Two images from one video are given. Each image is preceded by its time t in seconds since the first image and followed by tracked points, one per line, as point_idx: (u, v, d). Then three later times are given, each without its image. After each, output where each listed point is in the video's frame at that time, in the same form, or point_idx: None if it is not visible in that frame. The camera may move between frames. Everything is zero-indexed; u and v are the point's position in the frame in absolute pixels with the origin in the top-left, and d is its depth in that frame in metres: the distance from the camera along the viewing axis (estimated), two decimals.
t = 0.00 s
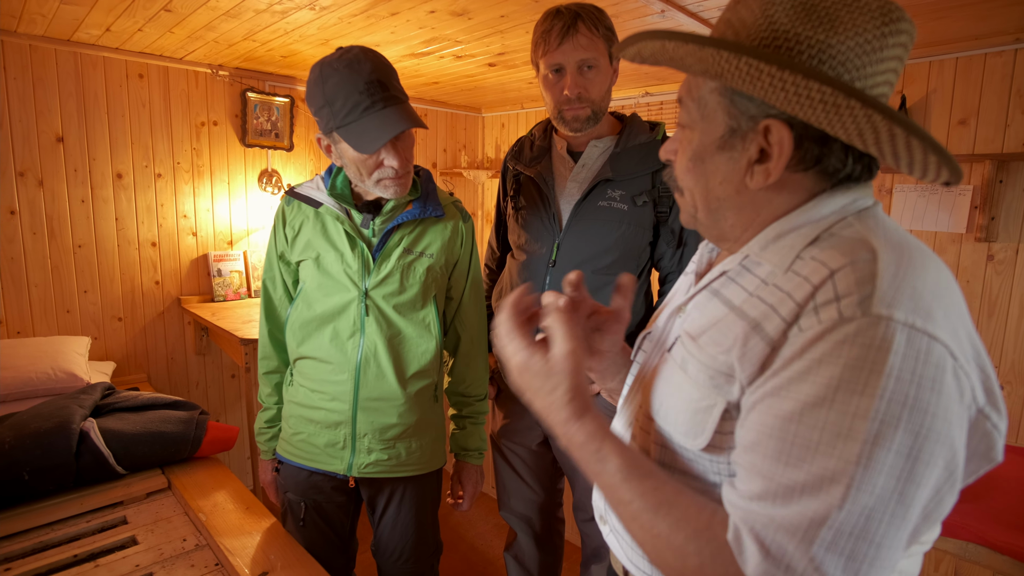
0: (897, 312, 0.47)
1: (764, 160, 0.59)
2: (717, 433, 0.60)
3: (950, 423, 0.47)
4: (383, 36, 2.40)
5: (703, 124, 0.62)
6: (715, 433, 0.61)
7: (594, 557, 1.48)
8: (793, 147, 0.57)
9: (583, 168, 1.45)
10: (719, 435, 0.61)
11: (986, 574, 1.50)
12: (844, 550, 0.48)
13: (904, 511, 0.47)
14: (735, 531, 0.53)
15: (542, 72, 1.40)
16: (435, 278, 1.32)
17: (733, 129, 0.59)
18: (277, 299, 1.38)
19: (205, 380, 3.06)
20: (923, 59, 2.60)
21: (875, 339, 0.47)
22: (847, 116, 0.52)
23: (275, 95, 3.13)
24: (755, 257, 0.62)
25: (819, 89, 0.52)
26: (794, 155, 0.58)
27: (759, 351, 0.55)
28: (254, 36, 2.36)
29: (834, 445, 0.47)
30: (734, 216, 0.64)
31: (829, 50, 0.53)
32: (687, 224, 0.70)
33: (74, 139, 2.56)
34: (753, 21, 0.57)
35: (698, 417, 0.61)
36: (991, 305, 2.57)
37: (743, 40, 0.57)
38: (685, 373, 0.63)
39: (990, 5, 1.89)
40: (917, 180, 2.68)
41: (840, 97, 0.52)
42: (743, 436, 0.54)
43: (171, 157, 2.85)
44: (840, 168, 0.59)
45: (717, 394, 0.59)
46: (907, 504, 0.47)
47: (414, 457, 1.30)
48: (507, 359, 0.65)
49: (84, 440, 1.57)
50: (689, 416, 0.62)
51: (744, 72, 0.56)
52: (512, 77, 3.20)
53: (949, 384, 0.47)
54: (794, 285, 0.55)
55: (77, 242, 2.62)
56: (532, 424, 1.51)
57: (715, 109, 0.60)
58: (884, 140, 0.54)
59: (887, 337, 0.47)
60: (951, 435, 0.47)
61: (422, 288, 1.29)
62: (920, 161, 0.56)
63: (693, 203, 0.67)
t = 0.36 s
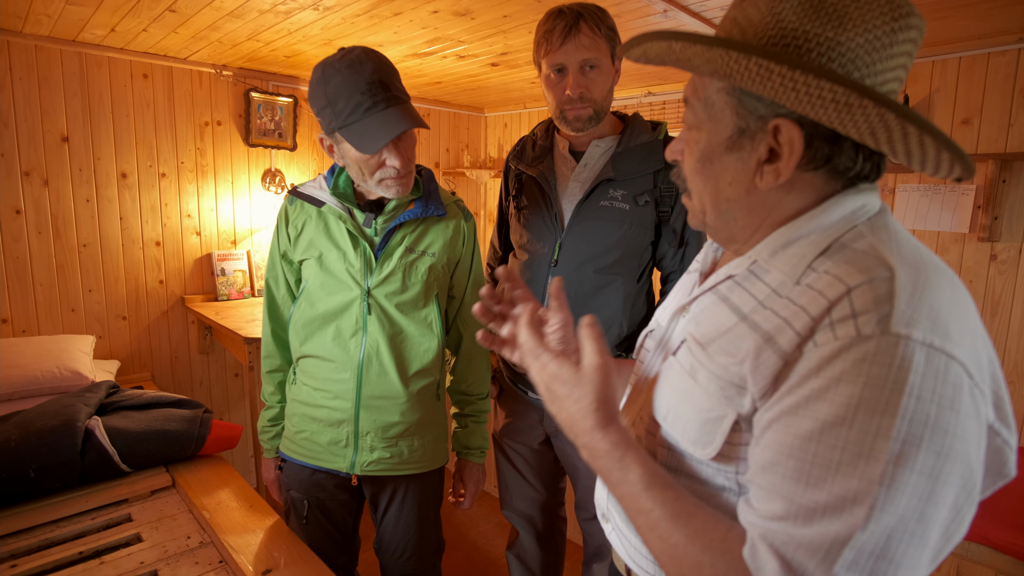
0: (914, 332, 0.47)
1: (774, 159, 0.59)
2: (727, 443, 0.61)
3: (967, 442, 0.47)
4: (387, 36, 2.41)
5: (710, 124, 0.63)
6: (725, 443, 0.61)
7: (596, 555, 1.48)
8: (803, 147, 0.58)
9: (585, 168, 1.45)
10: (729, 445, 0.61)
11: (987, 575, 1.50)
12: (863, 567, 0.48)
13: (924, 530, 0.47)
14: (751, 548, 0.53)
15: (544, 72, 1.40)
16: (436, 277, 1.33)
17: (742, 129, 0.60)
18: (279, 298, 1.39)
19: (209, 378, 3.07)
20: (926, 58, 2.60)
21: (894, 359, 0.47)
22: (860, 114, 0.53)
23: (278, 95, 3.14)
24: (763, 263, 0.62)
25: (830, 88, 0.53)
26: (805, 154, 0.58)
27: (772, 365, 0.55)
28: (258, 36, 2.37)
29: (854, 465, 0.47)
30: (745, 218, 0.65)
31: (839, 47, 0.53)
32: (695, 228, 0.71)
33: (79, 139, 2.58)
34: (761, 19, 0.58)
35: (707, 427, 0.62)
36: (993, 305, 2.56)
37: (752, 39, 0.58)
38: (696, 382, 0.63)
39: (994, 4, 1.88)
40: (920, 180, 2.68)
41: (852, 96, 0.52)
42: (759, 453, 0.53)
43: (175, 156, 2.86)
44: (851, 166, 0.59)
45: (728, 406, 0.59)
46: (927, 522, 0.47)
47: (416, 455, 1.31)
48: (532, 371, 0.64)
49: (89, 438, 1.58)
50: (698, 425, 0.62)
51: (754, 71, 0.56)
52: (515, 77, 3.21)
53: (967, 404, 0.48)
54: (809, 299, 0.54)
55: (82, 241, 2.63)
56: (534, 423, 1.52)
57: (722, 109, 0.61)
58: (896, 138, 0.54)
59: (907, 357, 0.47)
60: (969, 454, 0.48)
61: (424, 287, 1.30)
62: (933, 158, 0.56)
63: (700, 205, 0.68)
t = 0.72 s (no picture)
0: (897, 307, 0.49)
1: (751, 168, 0.60)
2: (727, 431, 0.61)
3: (944, 419, 0.47)
4: (389, 37, 2.41)
5: (692, 132, 0.63)
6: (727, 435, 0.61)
7: (598, 555, 1.49)
8: (778, 158, 0.58)
9: (587, 169, 1.46)
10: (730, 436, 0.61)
11: None
12: (820, 527, 0.49)
13: (885, 497, 0.47)
14: (710, 504, 0.54)
15: (546, 73, 1.41)
16: (439, 277, 1.33)
17: (721, 138, 0.60)
18: (282, 297, 1.39)
19: (212, 378, 3.08)
20: (928, 58, 2.59)
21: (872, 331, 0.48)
22: (829, 132, 0.54)
23: (281, 95, 3.15)
24: (757, 259, 0.63)
25: (802, 106, 0.54)
26: (781, 165, 0.59)
27: (765, 346, 0.56)
28: (260, 37, 2.38)
29: (819, 426, 0.49)
30: (726, 222, 0.65)
31: (816, 63, 0.54)
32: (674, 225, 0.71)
33: (83, 139, 2.59)
34: (743, 32, 0.58)
35: (706, 416, 0.62)
36: (996, 305, 2.56)
37: (733, 53, 0.59)
38: (688, 373, 0.64)
39: (997, 4, 1.88)
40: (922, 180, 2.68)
41: (822, 114, 0.53)
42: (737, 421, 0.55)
43: (178, 157, 2.87)
44: (827, 178, 0.60)
45: (724, 392, 0.60)
46: (889, 491, 0.47)
47: (418, 454, 1.31)
48: (516, 340, 0.64)
49: (93, 437, 1.59)
50: (697, 415, 0.63)
51: (730, 87, 0.57)
52: (517, 78, 3.21)
53: (947, 381, 0.48)
54: (802, 284, 0.56)
55: (85, 241, 2.64)
56: (535, 424, 1.52)
57: (704, 118, 0.62)
58: (866, 155, 0.55)
59: (886, 329, 0.48)
60: (946, 432, 0.47)
61: (427, 287, 1.31)
62: (900, 174, 0.57)
63: (680, 207, 0.68)
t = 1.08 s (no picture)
0: (822, 296, 0.50)
1: (721, 177, 0.60)
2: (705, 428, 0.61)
3: (866, 402, 0.49)
4: (390, 37, 2.42)
5: (663, 148, 0.62)
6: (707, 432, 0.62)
7: (600, 555, 1.49)
8: (744, 165, 0.58)
9: (590, 168, 1.46)
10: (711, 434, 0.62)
11: None
12: (740, 501, 0.51)
13: (803, 474, 0.49)
14: (648, 481, 0.58)
15: (549, 73, 1.41)
16: (444, 276, 1.33)
17: (688, 152, 0.60)
18: (287, 297, 1.39)
19: (215, 378, 3.09)
20: (932, 58, 2.59)
21: (795, 319, 0.51)
22: (785, 137, 0.54)
23: (284, 95, 3.15)
24: (727, 261, 0.62)
25: (753, 114, 0.54)
26: (748, 171, 0.59)
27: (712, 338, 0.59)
28: (263, 37, 2.38)
29: (739, 406, 0.52)
30: (702, 231, 0.65)
31: (770, 72, 0.55)
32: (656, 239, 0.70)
33: (86, 140, 2.60)
34: (699, 52, 0.59)
35: (672, 407, 0.64)
36: (1000, 306, 2.55)
37: (692, 72, 0.59)
38: (654, 369, 0.67)
39: (1000, 4, 1.88)
40: (926, 180, 2.67)
41: (775, 121, 0.54)
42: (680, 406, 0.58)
43: (181, 157, 2.87)
44: (794, 179, 0.60)
45: (684, 381, 0.63)
46: (807, 468, 0.49)
47: (423, 453, 1.32)
48: (454, 370, 0.70)
49: (97, 436, 1.60)
50: (663, 408, 0.65)
51: (685, 104, 0.57)
52: (519, 78, 3.21)
53: (872, 365, 0.49)
54: (748, 278, 0.58)
55: (89, 241, 2.65)
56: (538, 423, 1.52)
57: (671, 133, 0.61)
58: (824, 155, 0.55)
59: (809, 317, 0.50)
60: (868, 413, 0.49)
61: (431, 286, 1.31)
62: (863, 171, 0.56)
63: (660, 221, 0.67)
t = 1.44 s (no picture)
0: (818, 292, 0.51)
1: (739, 172, 0.60)
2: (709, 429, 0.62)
3: (869, 394, 0.49)
4: (394, 37, 2.42)
5: (667, 152, 0.62)
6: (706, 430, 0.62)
7: (603, 555, 1.49)
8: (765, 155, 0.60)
9: (593, 168, 1.46)
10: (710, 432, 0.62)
11: None
12: (754, 502, 0.51)
13: (815, 472, 0.49)
14: (661, 488, 0.58)
15: (552, 72, 1.41)
16: (448, 275, 1.33)
17: (704, 149, 0.60)
18: (291, 296, 1.40)
19: (217, 377, 3.09)
20: (934, 57, 2.58)
21: (794, 316, 0.51)
22: (825, 113, 0.56)
23: (286, 95, 3.15)
24: (723, 262, 0.63)
25: (798, 94, 0.55)
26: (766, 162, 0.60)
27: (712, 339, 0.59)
28: (266, 37, 2.38)
29: (746, 406, 0.52)
30: (711, 235, 0.65)
31: (773, 65, 0.57)
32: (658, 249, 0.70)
33: (89, 139, 2.60)
34: (695, 50, 0.58)
35: (675, 410, 0.64)
36: (1003, 305, 2.55)
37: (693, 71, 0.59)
38: (656, 373, 0.67)
39: (1003, 3, 1.87)
40: (928, 179, 2.67)
41: (817, 99, 0.56)
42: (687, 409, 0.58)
43: (184, 156, 2.88)
44: (805, 167, 0.62)
45: (687, 385, 0.63)
46: (817, 465, 0.49)
47: (426, 452, 1.32)
48: (504, 372, 0.76)
49: (100, 435, 1.60)
50: (667, 411, 0.64)
51: (726, 90, 0.56)
52: (521, 77, 3.21)
53: (872, 358, 0.49)
54: (745, 278, 0.58)
55: (92, 240, 2.66)
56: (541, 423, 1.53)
57: (678, 134, 0.61)
58: (849, 131, 0.59)
59: (808, 313, 0.50)
60: (872, 406, 0.49)
61: (435, 285, 1.31)
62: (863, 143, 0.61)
63: (662, 229, 0.66)
